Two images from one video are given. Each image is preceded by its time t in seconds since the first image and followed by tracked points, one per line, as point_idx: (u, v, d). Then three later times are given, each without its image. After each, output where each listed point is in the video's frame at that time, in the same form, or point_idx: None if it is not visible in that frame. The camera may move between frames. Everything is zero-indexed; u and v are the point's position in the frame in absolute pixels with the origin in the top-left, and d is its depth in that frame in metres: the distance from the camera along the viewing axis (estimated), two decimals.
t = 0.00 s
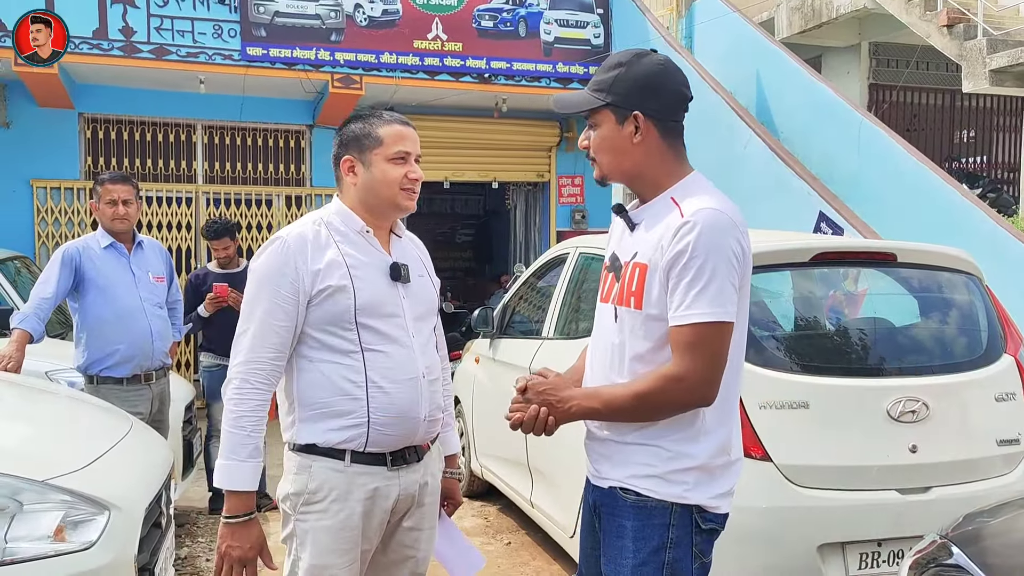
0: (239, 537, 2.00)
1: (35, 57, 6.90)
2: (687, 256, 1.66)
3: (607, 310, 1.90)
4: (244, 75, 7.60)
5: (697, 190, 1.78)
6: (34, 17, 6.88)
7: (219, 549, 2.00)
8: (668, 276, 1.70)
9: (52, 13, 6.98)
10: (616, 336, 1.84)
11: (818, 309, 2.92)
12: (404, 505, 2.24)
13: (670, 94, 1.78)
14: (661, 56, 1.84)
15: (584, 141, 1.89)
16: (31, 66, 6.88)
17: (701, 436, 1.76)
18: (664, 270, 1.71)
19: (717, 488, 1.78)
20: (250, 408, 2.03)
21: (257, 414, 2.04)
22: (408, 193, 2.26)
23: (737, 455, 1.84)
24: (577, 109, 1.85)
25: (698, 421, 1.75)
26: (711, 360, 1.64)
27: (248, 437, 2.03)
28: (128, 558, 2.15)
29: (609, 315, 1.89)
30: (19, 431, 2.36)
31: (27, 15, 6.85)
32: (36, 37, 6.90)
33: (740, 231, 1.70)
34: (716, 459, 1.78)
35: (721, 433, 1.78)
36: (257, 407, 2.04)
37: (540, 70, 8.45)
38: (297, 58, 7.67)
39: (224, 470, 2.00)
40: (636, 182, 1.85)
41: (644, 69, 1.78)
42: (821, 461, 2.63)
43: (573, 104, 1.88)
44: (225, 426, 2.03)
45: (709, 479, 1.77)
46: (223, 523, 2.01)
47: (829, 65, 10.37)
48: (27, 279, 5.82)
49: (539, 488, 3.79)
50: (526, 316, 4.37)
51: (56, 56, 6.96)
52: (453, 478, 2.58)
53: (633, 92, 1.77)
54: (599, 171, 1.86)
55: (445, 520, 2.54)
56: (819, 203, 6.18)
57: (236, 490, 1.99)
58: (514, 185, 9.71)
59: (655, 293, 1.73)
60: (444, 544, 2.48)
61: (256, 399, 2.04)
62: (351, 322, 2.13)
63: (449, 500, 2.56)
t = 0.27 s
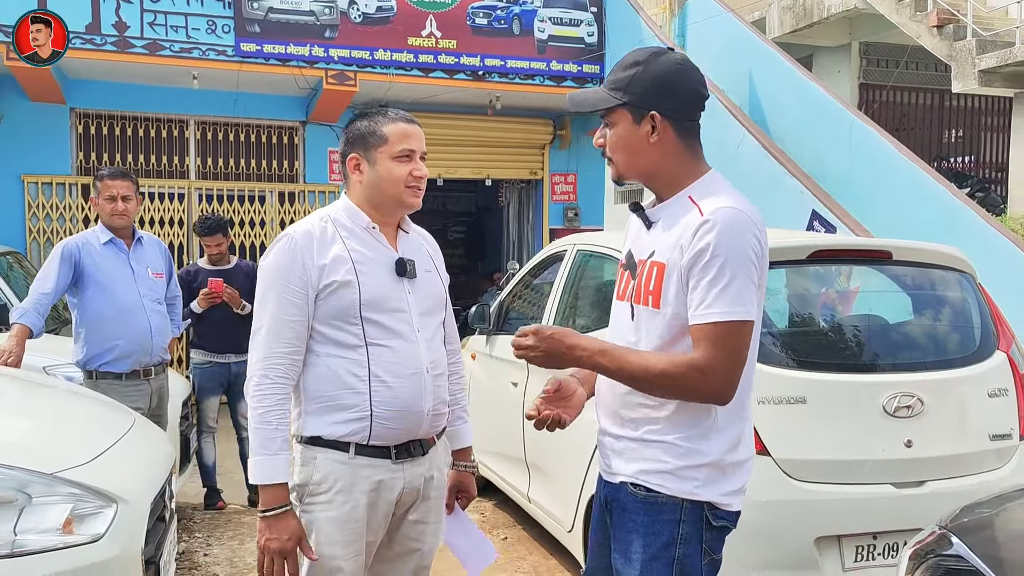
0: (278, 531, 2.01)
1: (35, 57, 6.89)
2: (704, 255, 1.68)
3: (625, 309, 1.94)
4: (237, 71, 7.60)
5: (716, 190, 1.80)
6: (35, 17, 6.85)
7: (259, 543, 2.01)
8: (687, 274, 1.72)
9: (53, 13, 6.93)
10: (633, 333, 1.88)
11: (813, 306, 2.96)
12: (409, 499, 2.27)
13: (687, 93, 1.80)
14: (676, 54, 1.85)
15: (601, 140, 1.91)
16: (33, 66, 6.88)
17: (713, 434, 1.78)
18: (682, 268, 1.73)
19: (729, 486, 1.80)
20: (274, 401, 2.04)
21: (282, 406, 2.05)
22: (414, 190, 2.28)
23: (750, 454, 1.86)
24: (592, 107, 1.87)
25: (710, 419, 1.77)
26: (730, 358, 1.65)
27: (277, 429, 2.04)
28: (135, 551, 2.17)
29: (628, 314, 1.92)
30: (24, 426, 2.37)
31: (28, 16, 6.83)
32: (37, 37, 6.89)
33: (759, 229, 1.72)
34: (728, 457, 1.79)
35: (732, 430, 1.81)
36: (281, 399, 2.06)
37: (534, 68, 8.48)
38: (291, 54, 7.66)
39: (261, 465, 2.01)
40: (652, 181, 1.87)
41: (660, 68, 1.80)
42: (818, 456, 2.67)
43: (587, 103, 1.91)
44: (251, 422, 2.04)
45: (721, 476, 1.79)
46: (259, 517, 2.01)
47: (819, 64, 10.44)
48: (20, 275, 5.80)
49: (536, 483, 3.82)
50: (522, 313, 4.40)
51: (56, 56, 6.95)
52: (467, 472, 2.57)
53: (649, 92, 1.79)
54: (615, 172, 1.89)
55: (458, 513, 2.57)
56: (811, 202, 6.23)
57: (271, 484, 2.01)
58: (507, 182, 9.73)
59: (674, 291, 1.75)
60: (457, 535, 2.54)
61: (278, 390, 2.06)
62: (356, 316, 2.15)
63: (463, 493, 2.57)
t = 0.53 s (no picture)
0: (330, 507, 2.07)
1: (34, 57, 6.86)
2: (709, 256, 1.71)
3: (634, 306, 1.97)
4: (227, 68, 7.58)
5: (726, 191, 1.83)
6: (34, 17, 6.84)
7: (312, 528, 2.06)
8: (692, 274, 1.75)
9: (53, 13, 6.92)
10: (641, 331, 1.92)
11: (803, 304, 3.00)
12: (409, 494, 2.29)
13: (700, 93, 1.82)
14: (689, 54, 1.87)
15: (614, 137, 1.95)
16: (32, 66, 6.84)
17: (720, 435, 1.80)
18: (688, 269, 1.77)
19: (735, 487, 1.83)
20: (289, 395, 2.06)
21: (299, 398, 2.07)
22: (412, 188, 2.30)
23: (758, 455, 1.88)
24: (603, 106, 1.90)
25: (718, 420, 1.80)
26: (735, 359, 1.68)
27: (299, 419, 2.05)
28: (136, 545, 2.18)
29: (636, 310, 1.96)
30: (25, 421, 2.38)
31: (28, 15, 6.81)
32: (37, 37, 6.88)
33: (764, 231, 1.75)
34: (733, 458, 1.82)
35: (739, 432, 1.83)
36: (297, 391, 2.08)
37: (524, 67, 8.51)
38: (282, 51, 7.65)
39: (288, 456, 2.04)
40: (663, 181, 1.91)
41: (672, 69, 1.82)
42: (809, 452, 2.71)
43: (598, 102, 1.94)
44: (270, 419, 2.05)
45: (727, 477, 1.81)
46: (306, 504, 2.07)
47: (806, 65, 10.53)
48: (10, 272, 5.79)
49: (529, 480, 3.86)
50: (515, 312, 4.42)
51: (56, 56, 6.94)
52: (474, 467, 2.60)
53: (661, 92, 1.81)
54: (628, 169, 1.94)
55: (464, 510, 2.60)
56: (799, 202, 6.29)
57: (303, 472, 2.04)
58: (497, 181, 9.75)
59: (679, 292, 1.79)
60: (461, 530, 2.56)
61: (293, 385, 2.08)
62: (357, 312, 2.18)
63: (469, 488, 2.60)
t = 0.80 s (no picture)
0: (299, 523, 2.08)
1: (35, 57, 6.92)
2: (709, 266, 1.74)
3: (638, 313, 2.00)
4: (216, 69, 7.57)
5: (723, 197, 1.86)
6: (35, 17, 6.86)
7: (279, 535, 2.08)
8: (692, 282, 1.78)
9: (54, 13, 6.95)
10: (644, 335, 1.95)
11: (789, 307, 3.02)
12: (405, 494, 2.32)
13: (693, 103, 1.85)
14: (683, 63, 1.90)
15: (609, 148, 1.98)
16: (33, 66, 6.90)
17: (718, 439, 1.83)
18: (688, 277, 1.80)
19: (733, 490, 1.85)
20: (283, 398, 2.08)
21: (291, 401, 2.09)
22: (409, 192, 2.32)
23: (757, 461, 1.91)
24: (600, 117, 1.94)
25: (716, 424, 1.83)
26: (735, 366, 1.71)
27: (289, 424, 2.07)
28: (132, 545, 2.19)
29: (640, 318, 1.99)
30: (19, 421, 2.38)
31: (28, 16, 6.83)
32: (37, 37, 6.90)
33: (763, 238, 1.78)
34: (732, 462, 1.84)
35: (738, 436, 1.86)
36: (290, 396, 2.09)
37: (513, 70, 8.55)
38: (270, 53, 7.65)
39: (269, 460, 2.04)
40: (662, 189, 1.94)
41: (665, 79, 1.85)
42: (799, 452, 2.76)
43: (596, 112, 1.97)
44: (262, 419, 2.07)
45: (725, 481, 1.84)
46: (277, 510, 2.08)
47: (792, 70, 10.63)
48: None
49: (519, 481, 3.88)
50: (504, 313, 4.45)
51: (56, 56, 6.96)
52: (465, 469, 2.61)
53: (654, 103, 1.85)
54: (625, 180, 1.97)
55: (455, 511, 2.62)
56: (786, 206, 6.35)
57: (283, 478, 2.05)
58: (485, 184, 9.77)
59: (680, 300, 1.82)
60: (452, 532, 2.58)
61: (286, 386, 2.10)
62: (355, 313, 2.20)
63: (458, 490, 2.61)
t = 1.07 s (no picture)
0: (269, 527, 2.07)
1: (34, 57, 6.93)
2: (709, 269, 1.77)
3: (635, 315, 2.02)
4: (208, 70, 7.56)
5: (719, 201, 1.88)
6: (34, 17, 6.88)
7: (251, 536, 2.07)
8: (691, 286, 1.81)
9: (53, 13, 6.97)
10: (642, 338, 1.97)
11: (780, 309, 3.05)
12: (403, 494, 2.33)
13: (688, 108, 1.87)
14: (678, 68, 1.92)
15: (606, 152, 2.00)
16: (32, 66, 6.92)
17: (717, 442, 1.85)
18: (687, 280, 1.82)
19: (733, 491, 1.87)
20: (269, 399, 2.09)
21: (276, 404, 2.11)
22: (405, 194, 2.33)
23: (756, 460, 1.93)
24: (597, 121, 1.96)
25: (716, 428, 1.85)
26: (733, 368, 1.73)
27: (273, 427, 2.09)
28: (130, 546, 2.19)
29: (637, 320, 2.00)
30: (15, 421, 2.38)
31: (28, 15, 6.85)
32: (37, 37, 6.91)
33: (762, 242, 1.80)
34: (732, 463, 1.86)
35: (737, 438, 1.88)
36: (276, 396, 2.11)
37: (505, 73, 8.57)
38: (262, 54, 7.65)
39: (253, 461, 2.06)
40: (659, 192, 1.96)
41: (660, 84, 1.87)
42: (794, 454, 2.78)
43: (594, 116, 1.99)
44: (247, 420, 2.09)
45: (726, 482, 1.86)
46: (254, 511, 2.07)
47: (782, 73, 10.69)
48: None
49: (513, 481, 3.90)
50: (497, 315, 4.46)
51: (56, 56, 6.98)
52: (457, 470, 2.65)
53: (649, 108, 1.87)
54: (622, 183, 1.99)
55: (448, 512, 2.63)
56: (777, 208, 6.39)
57: (265, 479, 2.06)
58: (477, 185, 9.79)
59: (678, 303, 1.84)
60: (446, 533, 2.59)
61: (274, 390, 2.11)
62: (352, 315, 2.21)
63: (452, 491, 2.63)
